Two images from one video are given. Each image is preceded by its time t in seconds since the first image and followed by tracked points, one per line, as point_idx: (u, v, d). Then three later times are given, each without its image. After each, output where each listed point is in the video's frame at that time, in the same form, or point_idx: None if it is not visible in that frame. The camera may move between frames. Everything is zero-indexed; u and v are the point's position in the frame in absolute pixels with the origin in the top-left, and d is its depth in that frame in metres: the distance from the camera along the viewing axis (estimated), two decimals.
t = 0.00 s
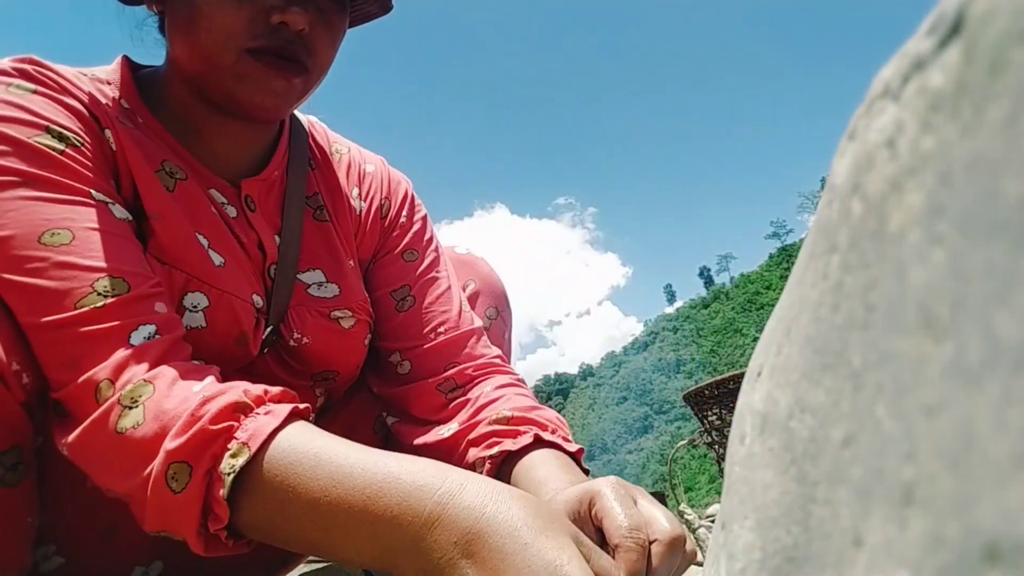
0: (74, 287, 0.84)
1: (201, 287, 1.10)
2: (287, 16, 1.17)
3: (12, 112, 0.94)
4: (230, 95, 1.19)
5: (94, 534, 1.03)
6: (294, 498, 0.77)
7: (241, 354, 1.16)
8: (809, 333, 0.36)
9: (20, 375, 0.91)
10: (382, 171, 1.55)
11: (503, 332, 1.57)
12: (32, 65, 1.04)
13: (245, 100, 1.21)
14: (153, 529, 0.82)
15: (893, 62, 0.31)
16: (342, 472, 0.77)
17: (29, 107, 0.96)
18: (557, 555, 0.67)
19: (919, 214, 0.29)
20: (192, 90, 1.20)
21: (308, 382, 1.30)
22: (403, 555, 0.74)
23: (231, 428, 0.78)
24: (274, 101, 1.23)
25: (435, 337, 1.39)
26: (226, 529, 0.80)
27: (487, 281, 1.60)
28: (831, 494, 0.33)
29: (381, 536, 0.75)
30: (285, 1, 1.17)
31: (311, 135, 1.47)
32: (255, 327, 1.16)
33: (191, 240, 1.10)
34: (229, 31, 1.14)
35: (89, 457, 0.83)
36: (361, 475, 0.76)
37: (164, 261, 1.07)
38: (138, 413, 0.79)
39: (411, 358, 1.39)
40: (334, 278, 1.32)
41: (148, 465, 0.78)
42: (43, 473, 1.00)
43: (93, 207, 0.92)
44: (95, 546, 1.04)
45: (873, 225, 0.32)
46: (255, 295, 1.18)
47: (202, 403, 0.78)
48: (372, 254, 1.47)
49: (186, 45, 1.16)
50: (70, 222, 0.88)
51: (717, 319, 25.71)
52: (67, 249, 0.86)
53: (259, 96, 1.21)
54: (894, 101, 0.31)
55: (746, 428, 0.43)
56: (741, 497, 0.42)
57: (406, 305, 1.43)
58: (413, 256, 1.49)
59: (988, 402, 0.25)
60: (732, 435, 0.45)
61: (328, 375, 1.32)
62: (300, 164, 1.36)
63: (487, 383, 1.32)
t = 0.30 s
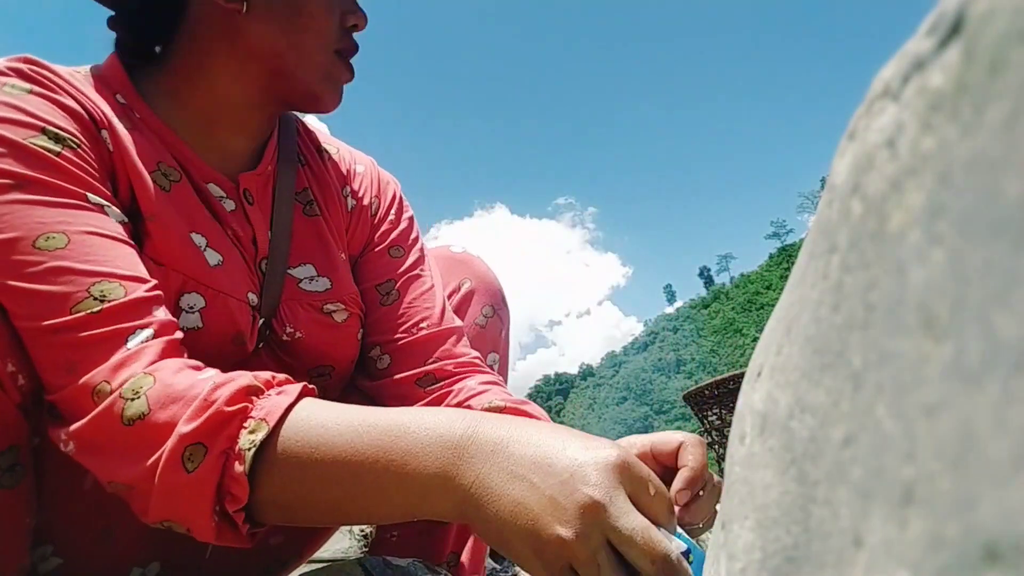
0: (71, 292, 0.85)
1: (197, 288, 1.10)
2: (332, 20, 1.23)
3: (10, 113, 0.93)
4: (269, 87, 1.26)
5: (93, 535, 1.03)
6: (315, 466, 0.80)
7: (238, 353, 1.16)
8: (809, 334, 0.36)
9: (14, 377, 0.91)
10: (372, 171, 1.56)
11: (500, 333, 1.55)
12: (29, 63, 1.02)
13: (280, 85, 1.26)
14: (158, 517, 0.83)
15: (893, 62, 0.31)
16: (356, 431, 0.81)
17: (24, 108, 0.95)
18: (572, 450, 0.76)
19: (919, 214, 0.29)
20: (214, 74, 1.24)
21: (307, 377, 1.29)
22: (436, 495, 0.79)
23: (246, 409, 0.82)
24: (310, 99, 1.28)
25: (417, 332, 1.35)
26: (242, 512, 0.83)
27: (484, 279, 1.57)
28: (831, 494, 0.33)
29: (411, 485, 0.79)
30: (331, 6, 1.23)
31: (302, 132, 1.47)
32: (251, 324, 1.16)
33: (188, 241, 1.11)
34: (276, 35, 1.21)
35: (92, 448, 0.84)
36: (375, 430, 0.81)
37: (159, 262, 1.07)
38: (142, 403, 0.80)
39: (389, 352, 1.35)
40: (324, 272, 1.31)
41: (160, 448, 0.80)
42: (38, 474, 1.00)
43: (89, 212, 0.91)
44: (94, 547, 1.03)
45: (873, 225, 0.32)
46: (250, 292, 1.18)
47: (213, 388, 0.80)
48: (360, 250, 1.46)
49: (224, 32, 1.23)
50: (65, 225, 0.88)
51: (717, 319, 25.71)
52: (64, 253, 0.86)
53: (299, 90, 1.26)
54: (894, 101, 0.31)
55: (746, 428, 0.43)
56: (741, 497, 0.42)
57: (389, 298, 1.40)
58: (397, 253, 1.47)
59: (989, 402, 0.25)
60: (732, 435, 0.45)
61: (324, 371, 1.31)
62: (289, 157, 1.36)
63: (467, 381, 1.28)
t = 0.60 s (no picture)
0: (81, 292, 0.84)
1: (210, 271, 1.09)
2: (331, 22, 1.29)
3: (23, 106, 0.92)
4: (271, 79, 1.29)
5: (96, 537, 1.02)
6: (334, 396, 0.86)
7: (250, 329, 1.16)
8: (809, 333, 0.36)
9: (26, 381, 0.89)
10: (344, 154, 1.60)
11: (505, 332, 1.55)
12: (41, 52, 1.02)
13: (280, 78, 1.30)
14: (179, 496, 0.86)
15: (893, 62, 0.31)
16: (361, 356, 0.87)
17: (40, 100, 0.94)
18: (564, 327, 0.84)
19: (919, 214, 0.29)
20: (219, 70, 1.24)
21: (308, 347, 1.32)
22: (454, 396, 0.85)
23: (252, 366, 0.86)
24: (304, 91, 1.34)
25: (380, 301, 1.40)
26: (266, 464, 0.87)
27: (485, 283, 1.58)
28: (831, 494, 0.33)
29: (432, 393, 0.85)
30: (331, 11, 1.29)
31: (276, 115, 1.50)
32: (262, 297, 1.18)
33: (191, 223, 1.10)
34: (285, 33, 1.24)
35: (98, 443, 0.84)
36: (380, 350, 0.87)
37: (172, 249, 1.05)
38: (148, 387, 0.81)
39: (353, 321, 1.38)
40: (313, 240, 1.35)
41: (172, 425, 0.82)
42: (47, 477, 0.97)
43: (105, 210, 0.91)
44: (97, 547, 1.02)
45: (873, 225, 0.32)
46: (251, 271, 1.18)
47: (215, 357, 0.84)
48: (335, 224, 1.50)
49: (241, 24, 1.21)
50: (78, 223, 0.87)
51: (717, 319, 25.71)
52: (76, 253, 0.85)
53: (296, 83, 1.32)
54: (894, 101, 0.31)
55: (746, 428, 0.43)
56: (741, 498, 0.42)
57: (361, 268, 1.45)
58: (368, 228, 1.52)
59: (989, 402, 0.25)
60: (732, 435, 0.45)
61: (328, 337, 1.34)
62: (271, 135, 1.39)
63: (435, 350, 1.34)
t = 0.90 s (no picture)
0: (91, 291, 0.84)
1: (222, 268, 1.09)
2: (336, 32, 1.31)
3: (43, 105, 0.92)
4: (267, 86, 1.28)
5: (100, 536, 1.01)
6: (328, 394, 0.86)
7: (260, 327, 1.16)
8: (809, 334, 0.36)
9: (37, 375, 0.89)
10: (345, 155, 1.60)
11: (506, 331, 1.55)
12: (64, 54, 1.02)
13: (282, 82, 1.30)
14: (179, 491, 0.85)
15: (893, 62, 0.31)
16: (356, 354, 0.87)
17: (61, 101, 0.94)
18: (562, 334, 0.85)
19: (918, 214, 0.29)
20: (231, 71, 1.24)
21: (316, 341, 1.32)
22: (448, 397, 0.85)
23: (252, 361, 0.86)
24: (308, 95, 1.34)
25: (379, 298, 1.40)
26: (264, 458, 0.87)
27: (487, 283, 1.57)
28: (831, 494, 0.33)
29: (425, 390, 0.85)
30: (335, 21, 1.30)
31: (279, 120, 1.51)
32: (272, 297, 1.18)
33: (205, 221, 1.10)
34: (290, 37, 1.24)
35: (101, 440, 0.84)
36: (376, 347, 0.87)
37: (185, 247, 1.05)
38: (150, 381, 0.81)
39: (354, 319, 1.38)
40: (318, 238, 1.35)
41: (171, 419, 0.82)
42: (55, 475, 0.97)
43: (120, 211, 0.91)
44: (101, 547, 1.02)
45: (873, 225, 0.32)
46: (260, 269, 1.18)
47: (216, 352, 0.84)
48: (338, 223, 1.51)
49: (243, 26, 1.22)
50: (92, 223, 0.87)
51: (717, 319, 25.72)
52: (88, 252, 0.85)
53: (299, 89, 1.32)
54: (894, 101, 0.31)
55: (746, 428, 0.43)
56: (741, 498, 0.42)
57: (361, 266, 1.45)
58: (369, 228, 1.52)
59: (989, 403, 0.25)
60: (732, 435, 0.45)
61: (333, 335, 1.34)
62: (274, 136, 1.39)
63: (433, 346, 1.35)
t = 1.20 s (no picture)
0: (80, 291, 0.84)
1: (213, 270, 1.09)
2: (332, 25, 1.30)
3: (29, 107, 0.93)
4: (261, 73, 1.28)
5: (98, 536, 1.02)
6: (332, 419, 0.86)
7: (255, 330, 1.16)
8: (809, 333, 0.36)
9: (25, 374, 0.89)
10: (349, 157, 1.60)
11: (510, 333, 1.54)
12: (48, 56, 1.02)
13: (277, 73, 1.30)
14: (171, 500, 0.85)
15: (893, 62, 0.31)
16: (363, 381, 0.87)
17: (45, 102, 0.95)
18: (572, 367, 0.84)
19: (919, 214, 0.29)
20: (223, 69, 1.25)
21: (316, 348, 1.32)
22: (455, 426, 0.85)
23: (252, 378, 0.86)
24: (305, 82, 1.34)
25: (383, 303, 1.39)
26: (256, 476, 0.87)
27: (494, 282, 1.57)
28: (831, 494, 0.33)
29: (429, 419, 0.86)
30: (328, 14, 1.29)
31: (282, 119, 1.51)
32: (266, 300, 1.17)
33: (197, 221, 1.10)
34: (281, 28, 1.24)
35: (97, 440, 0.84)
36: (382, 375, 0.87)
37: (177, 248, 1.05)
38: (146, 390, 0.81)
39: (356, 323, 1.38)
40: (318, 241, 1.35)
41: (167, 430, 0.82)
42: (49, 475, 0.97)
43: (106, 210, 0.91)
44: (99, 548, 1.02)
45: (873, 225, 0.32)
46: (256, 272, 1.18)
47: (216, 365, 0.84)
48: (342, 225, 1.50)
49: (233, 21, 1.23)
50: (79, 223, 0.87)
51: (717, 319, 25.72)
52: (74, 251, 0.86)
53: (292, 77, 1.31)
54: (895, 101, 0.31)
55: (746, 428, 0.43)
56: (741, 498, 0.42)
57: (364, 271, 1.45)
58: (374, 232, 1.52)
59: (989, 403, 0.25)
60: (732, 435, 0.45)
61: (332, 340, 1.33)
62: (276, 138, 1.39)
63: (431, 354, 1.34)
